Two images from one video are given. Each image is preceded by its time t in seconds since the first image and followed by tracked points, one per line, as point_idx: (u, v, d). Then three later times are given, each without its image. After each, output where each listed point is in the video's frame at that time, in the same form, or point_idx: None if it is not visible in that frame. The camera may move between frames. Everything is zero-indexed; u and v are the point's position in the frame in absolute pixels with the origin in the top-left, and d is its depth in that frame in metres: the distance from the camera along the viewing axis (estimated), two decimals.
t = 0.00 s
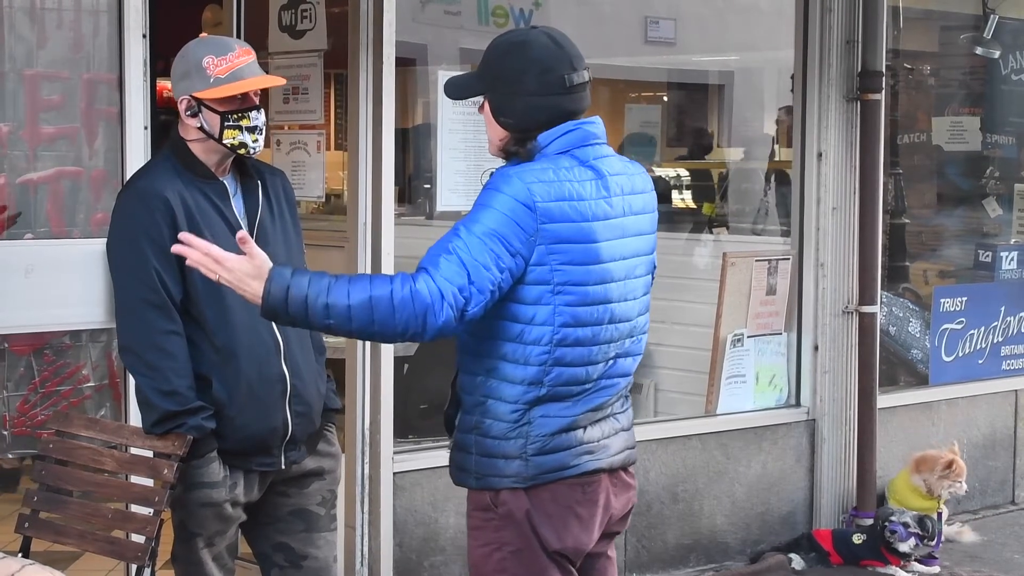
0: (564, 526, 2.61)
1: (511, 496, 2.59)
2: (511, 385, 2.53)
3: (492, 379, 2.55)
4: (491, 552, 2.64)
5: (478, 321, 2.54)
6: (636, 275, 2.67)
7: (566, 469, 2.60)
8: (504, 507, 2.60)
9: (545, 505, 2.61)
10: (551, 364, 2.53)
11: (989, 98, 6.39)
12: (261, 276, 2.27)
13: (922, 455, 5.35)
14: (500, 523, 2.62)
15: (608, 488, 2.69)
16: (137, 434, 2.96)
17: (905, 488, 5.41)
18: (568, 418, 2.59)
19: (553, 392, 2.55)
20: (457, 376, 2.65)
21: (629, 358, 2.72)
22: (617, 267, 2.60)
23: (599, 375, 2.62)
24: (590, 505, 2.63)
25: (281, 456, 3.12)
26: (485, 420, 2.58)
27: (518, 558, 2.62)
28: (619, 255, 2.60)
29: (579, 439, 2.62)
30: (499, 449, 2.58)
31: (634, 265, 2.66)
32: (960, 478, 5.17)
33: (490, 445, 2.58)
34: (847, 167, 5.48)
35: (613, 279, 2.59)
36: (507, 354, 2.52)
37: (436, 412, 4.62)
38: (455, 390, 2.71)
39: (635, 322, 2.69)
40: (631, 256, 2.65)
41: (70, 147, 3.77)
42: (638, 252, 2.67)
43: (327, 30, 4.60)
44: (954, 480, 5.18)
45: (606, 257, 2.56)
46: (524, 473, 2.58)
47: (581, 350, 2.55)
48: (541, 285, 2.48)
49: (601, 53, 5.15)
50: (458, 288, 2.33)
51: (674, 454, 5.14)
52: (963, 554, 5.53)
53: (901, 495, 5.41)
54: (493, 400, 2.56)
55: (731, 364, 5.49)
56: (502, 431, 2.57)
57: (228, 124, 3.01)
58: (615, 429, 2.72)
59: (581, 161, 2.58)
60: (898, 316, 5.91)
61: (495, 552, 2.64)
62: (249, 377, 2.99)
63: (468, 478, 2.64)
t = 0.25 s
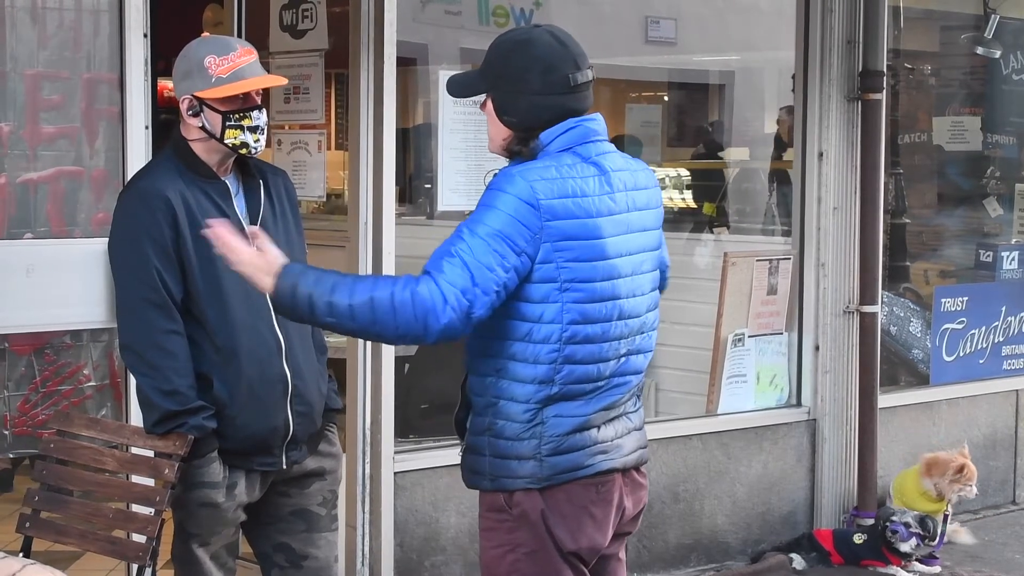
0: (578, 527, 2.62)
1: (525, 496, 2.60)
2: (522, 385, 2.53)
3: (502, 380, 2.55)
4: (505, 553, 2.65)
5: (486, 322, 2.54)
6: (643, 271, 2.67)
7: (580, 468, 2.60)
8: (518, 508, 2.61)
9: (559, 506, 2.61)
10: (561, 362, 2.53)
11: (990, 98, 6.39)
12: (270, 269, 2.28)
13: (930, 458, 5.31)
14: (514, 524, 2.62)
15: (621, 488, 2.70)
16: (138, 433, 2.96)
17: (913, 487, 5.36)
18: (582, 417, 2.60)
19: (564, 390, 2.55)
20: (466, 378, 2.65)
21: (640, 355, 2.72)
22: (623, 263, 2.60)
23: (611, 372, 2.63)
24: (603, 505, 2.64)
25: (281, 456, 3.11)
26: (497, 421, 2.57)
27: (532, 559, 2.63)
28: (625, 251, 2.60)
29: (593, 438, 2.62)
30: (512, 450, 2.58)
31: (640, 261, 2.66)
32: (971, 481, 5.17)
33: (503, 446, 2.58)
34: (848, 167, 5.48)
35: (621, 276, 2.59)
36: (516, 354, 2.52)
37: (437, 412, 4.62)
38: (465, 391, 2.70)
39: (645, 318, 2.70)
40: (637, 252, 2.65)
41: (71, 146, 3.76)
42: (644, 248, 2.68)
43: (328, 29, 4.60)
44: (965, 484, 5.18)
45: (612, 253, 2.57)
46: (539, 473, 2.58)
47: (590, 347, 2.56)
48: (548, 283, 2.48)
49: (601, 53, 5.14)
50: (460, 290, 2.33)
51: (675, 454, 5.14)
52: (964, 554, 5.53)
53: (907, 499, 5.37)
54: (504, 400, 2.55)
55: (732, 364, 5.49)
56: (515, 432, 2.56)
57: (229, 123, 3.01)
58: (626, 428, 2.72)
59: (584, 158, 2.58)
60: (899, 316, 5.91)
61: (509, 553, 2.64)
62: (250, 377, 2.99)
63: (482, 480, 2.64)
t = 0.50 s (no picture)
0: (580, 529, 2.62)
1: (527, 497, 2.60)
2: (531, 388, 2.54)
3: (512, 383, 2.56)
4: (506, 553, 2.66)
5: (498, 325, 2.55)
6: (652, 273, 2.67)
7: (584, 472, 2.60)
8: (520, 509, 2.61)
9: (562, 508, 2.62)
10: (569, 366, 2.53)
11: (991, 98, 6.39)
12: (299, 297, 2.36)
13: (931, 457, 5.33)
14: (516, 524, 2.63)
15: (624, 492, 2.70)
16: (140, 433, 2.96)
17: (915, 487, 5.36)
18: (588, 420, 2.60)
19: (571, 394, 2.55)
20: (474, 379, 2.65)
21: (649, 359, 2.72)
22: (632, 266, 2.60)
23: (618, 376, 2.62)
24: (606, 508, 2.65)
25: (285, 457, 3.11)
26: (503, 422, 2.58)
27: (533, 560, 2.63)
28: (633, 253, 2.60)
29: (597, 442, 2.62)
30: (517, 451, 2.58)
31: (650, 264, 2.66)
32: (972, 477, 5.18)
33: (507, 447, 2.58)
34: (850, 167, 5.49)
35: (628, 279, 2.59)
36: (527, 357, 2.53)
37: (439, 412, 4.62)
38: (471, 392, 2.71)
39: (654, 321, 2.70)
40: (645, 255, 2.65)
41: (73, 146, 3.76)
42: (653, 252, 2.68)
43: (330, 29, 4.60)
44: (967, 480, 5.18)
45: (621, 255, 2.57)
46: (542, 476, 2.58)
47: (598, 350, 2.56)
48: (558, 288, 2.49)
49: (602, 53, 5.15)
50: (476, 306, 2.35)
51: (677, 454, 5.14)
52: (966, 554, 5.53)
53: (909, 499, 5.36)
54: (512, 403, 2.56)
55: (734, 365, 5.49)
56: (520, 434, 2.57)
57: (235, 123, 3.01)
58: (632, 432, 2.73)
59: (592, 160, 2.58)
60: (901, 317, 5.92)
61: (510, 554, 2.65)
62: (253, 376, 2.98)
63: (485, 481, 2.64)
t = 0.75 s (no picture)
0: (587, 528, 2.61)
1: (534, 497, 2.59)
2: (539, 388, 2.54)
3: (520, 383, 2.56)
4: (512, 554, 2.65)
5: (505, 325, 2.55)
6: (657, 273, 2.68)
7: (591, 472, 2.60)
8: (527, 509, 2.60)
9: (569, 509, 2.61)
10: (577, 367, 2.53)
11: (994, 98, 6.39)
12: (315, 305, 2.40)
13: (928, 454, 5.34)
14: (522, 525, 2.62)
15: (630, 491, 2.70)
16: (145, 433, 2.95)
17: (917, 486, 5.36)
18: (594, 420, 2.60)
19: (578, 394, 2.56)
20: (480, 380, 2.65)
21: (653, 359, 2.72)
22: (637, 265, 2.60)
23: (623, 376, 2.63)
24: (612, 507, 2.64)
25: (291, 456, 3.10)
26: (510, 423, 2.57)
27: (540, 560, 2.62)
28: (639, 253, 2.61)
29: (604, 442, 2.62)
30: (524, 452, 2.57)
31: (654, 264, 2.67)
32: (970, 467, 5.17)
33: (514, 448, 2.58)
34: (853, 167, 5.49)
35: (633, 278, 2.59)
36: (535, 357, 2.53)
37: (442, 412, 4.62)
38: (477, 393, 2.70)
39: (657, 322, 2.70)
40: (650, 255, 2.65)
41: (76, 146, 3.75)
42: (657, 251, 2.68)
43: (333, 29, 4.59)
44: (965, 472, 5.17)
45: (627, 254, 2.57)
46: (549, 476, 2.58)
47: (604, 350, 2.56)
48: (568, 288, 2.49)
49: (605, 53, 5.14)
50: (490, 306, 2.35)
51: (680, 454, 5.14)
52: (969, 554, 5.54)
53: (911, 496, 5.37)
54: (519, 403, 2.56)
55: (737, 364, 5.49)
56: (527, 434, 2.56)
57: (240, 122, 3.01)
58: (637, 432, 2.72)
59: (597, 159, 2.58)
60: (904, 316, 5.93)
61: (516, 554, 2.64)
62: (258, 376, 2.98)
63: (491, 482, 2.64)
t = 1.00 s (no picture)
0: (586, 528, 2.61)
1: (535, 497, 2.59)
2: (538, 387, 2.53)
3: (520, 382, 2.55)
4: (513, 554, 2.64)
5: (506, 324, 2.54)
6: (658, 273, 2.67)
7: (590, 471, 2.60)
8: (527, 509, 2.60)
9: (569, 508, 2.61)
10: (577, 365, 2.53)
11: (996, 97, 6.39)
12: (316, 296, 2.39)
13: (933, 451, 5.34)
14: (522, 525, 2.62)
15: (630, 491, 2.69)
16: (148, 432, 2.95)
17: (925, 482, 5.34)
18: (593, 420, 2.59)
19: (578, 393, 2.55)
20: (481, 379, 2.65)
21: (653, 359, 2.72)
22: (638, 265, 2.60)
23: (623, 375, 2.62)
24: (612, 507, 2.64)
25: (295, 455, 3.10)
26: (509, 422, 2.57)
27: (540, 559, 2.62)
28: (640, 252, 2.60)
29: (603, 441, 2.62)
30: (523, 451, 2.57)
31: (655, 264, 2.66)
32: (976, 463, 5.19)
33: (513, 447, 2.58)
34: (855, 166, 5.48)
35: (634, 277, 2.59)
36: (535, 356, 2.53)
37: (445, 411, 4.61)
38: (477, 392, 2.70)
39: (658, 322, 2.70)
40: (651, 254, 2.65)
41: (79, 145, 3.75)
42: (658, 251, 2.68)
43: (336, 28, 4.59)
44: (972, 466, 5.18)
45: (628, 254, 2.57)
46: (549, 475, 2.57)
47: (605, 349, 2.56)
48: (569, 286, 2.48)
49: (606, 52, 5.14)
50: (489, 300, 2.34)
51: (682, 454, 5.14)
52: (972, 554, 5.53)
53: (919, 493, 5.34)
54: (519, 402, 2.56)
55: (740, 364, 5.49)
56: (526, 434, 2.56)
57: (243, 121, 3.01)
58: (637, 431, 2.72)
59: (600, 158, 2.58)
60: (907, 316, 5.92)
61: (517, 553, 2.64)
62: (263, 375, 2.98)
63: (491, 481, 2.64)
